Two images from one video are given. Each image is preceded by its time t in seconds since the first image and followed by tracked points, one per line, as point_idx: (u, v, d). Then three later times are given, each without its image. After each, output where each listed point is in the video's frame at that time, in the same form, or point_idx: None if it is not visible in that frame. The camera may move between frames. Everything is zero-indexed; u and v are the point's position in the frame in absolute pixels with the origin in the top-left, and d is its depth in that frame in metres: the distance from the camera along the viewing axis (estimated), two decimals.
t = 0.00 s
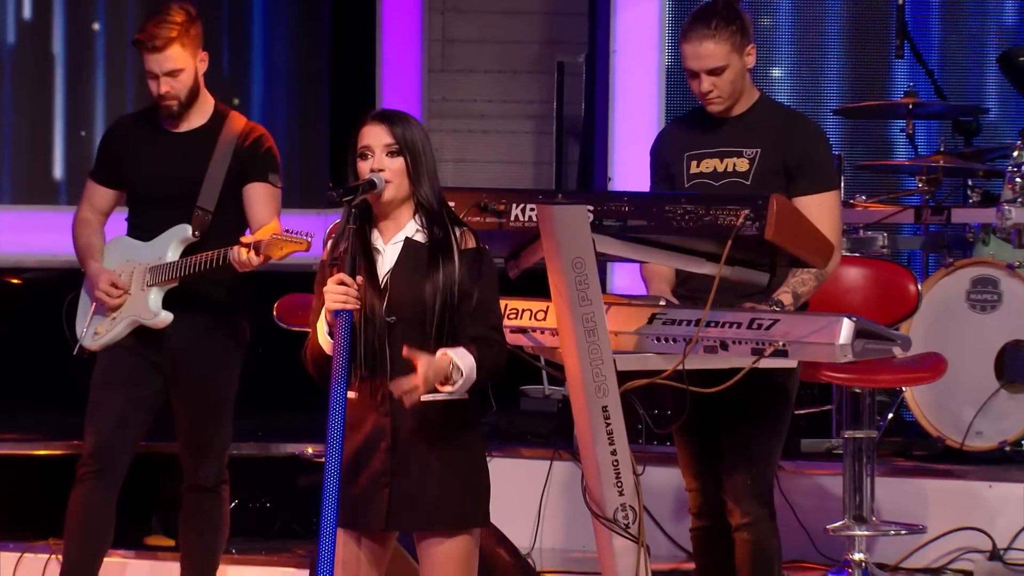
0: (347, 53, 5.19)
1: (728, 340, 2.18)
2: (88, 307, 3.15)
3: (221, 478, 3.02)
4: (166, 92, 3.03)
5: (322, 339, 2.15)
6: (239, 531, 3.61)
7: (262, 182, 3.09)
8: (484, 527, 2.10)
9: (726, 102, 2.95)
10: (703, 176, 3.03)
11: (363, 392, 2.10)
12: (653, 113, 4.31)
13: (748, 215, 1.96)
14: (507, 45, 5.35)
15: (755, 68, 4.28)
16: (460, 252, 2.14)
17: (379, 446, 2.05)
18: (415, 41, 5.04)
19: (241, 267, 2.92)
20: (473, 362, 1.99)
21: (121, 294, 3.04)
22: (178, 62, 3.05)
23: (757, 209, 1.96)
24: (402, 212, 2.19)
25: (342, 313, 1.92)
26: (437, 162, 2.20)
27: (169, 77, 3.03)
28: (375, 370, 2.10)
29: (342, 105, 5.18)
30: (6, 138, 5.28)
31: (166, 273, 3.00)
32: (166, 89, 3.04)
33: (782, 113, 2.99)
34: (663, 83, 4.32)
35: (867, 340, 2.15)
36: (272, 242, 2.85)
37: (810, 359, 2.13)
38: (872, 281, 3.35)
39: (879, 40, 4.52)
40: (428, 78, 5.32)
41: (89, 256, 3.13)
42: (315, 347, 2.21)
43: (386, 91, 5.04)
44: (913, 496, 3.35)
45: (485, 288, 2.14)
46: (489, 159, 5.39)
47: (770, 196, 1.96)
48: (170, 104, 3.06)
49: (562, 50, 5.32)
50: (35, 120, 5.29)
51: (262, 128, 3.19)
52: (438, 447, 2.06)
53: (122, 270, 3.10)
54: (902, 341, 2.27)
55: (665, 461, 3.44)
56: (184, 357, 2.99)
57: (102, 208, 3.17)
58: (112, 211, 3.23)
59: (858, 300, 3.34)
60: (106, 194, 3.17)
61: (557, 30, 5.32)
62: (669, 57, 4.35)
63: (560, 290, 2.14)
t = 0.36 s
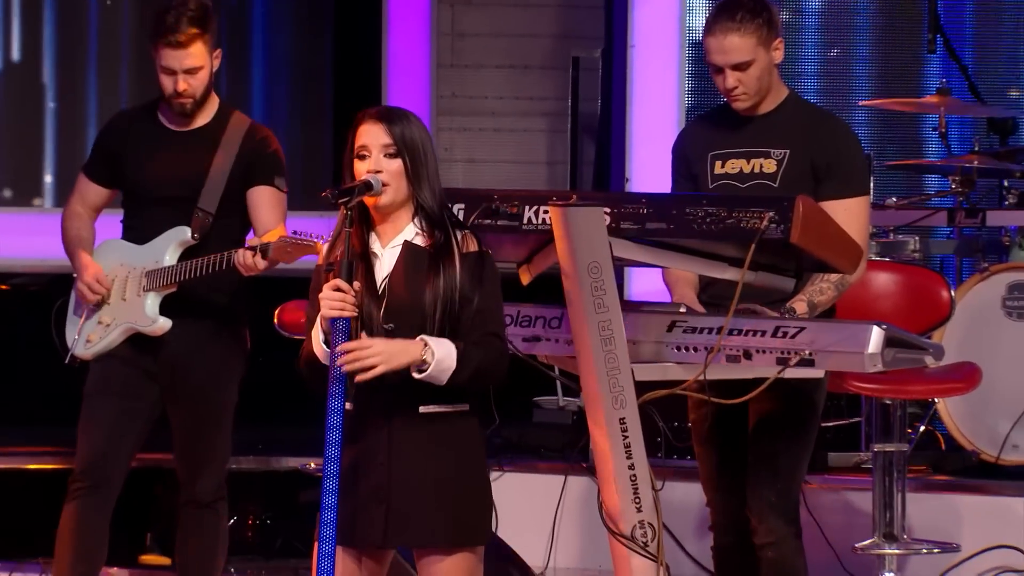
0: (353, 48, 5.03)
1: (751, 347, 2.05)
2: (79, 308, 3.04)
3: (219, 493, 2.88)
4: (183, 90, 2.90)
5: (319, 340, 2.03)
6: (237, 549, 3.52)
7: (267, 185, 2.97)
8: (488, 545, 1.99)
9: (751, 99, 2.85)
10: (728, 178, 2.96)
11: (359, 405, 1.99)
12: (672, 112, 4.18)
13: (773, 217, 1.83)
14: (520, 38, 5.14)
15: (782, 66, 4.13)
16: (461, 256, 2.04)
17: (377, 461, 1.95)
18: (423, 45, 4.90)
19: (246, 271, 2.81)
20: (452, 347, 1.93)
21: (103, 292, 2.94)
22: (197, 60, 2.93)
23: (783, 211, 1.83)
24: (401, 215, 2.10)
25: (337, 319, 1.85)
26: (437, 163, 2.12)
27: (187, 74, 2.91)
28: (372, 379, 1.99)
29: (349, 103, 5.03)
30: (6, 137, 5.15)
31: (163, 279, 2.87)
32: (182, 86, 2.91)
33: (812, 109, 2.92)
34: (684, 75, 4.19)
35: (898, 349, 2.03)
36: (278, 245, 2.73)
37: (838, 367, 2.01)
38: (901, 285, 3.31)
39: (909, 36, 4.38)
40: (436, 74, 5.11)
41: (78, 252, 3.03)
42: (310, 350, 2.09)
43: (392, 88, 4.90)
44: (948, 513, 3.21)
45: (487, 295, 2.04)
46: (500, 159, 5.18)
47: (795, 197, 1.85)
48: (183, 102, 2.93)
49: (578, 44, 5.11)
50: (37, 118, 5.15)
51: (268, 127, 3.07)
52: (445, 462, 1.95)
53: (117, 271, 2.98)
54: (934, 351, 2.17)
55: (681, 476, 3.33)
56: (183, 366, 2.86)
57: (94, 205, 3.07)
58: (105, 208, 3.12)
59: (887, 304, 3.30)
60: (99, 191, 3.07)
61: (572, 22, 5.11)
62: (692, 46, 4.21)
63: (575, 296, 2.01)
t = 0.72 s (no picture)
0: (365, 44, 4.89)
1: (782, 354, 2.10)
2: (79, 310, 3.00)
3: (223, 507, 2.82)
4: (194, 81, 2.87)
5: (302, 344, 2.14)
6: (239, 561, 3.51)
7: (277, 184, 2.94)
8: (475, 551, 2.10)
9: (782, 92, 2.77)
10: (758, 174, 2.83)
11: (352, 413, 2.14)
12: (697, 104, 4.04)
13: (806, 217, 1.90)
14: (538, 29, 4.94)
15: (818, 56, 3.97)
16: (454, 259, 2.20)
17: (357, 472, 2.10)
18: (436, 53, 4.87)
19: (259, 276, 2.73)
20: (414, 376, 2.08)
21: (114, 300, 2.90)
22: (208, 50, 2.91)
23: (815, 210, 1.90)
24: (394, 214, 2.27)
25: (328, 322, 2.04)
26: (426, 161, 2.26)
27: (198, 65, 2.88)
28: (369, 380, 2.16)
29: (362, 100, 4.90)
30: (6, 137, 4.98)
31: (171, 283, 2.86)
32: (193, 77, 2.88)
33: (849, 104, 2.78)
34: (710, 65, 4.07)
35: (937, 356, 2.04)
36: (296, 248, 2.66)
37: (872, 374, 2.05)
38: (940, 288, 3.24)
39: (948, 24, 4.23)
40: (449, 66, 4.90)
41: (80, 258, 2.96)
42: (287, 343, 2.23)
43: (402, 84, 4.85)
44: (987, 526, 3.07)
45: (476, 301, 2.18)
46: (518, 155, 4.95)
47: (827, 194, 1.91)
48: (193, 94, 2.90)
49: (599, 35, 4.92)
50: (37, 117, 4.95)
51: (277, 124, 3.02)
52: (438, 473, 2.10)
53: (121, 275, 2.95)
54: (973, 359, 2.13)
55: (707, 488, 3.19)
56: (188, 375, 2.81)
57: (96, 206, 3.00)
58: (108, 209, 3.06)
59: (926, 308, 3.22)
60: (102, 194, 3.01)
61: (593, 13, 4.93)
62: (717, 34, 4.08)
63: (597, 298, 2.06)
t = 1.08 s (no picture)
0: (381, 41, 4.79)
1: (817, 361, 2.09)
2: (76, 313, 2.91)
3: (228, 522, 2.77)
4: (207, 69, 2.84)
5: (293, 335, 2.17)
6: None
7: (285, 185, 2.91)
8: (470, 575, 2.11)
9: (817, 85, 2.63)
10: (793, 171, 2.69)
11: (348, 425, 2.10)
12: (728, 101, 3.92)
13: (842, 217, 1.89)
14: (562, 19, 4.73)
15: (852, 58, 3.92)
16: (459, 264, 2.22)
17: (352, 483, 2.10)
18: (453, 42, 4.70)
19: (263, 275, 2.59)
20: (410, 391, 2.08)
21: (121, 277, 2.80)
22: (223, 36, 2.87)
23: (852, 210, 1.89)
24: (396, 214, 2.28)
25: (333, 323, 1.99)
26: (428, 158, 2.28)
27: (212, 52, 2.85)
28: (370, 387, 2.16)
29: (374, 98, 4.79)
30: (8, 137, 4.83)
31: (173, 284, 2.75)
32: (206, 65, 2.84)
33: (887, 97, 2.64)
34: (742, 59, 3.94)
35: (979, 363, 2.02)
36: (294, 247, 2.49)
37: (910, 381, 2.04)
38: (983, 292, 3.21)
39: (992, 13, 4.11)
40: (467, 58, 4.68)
41: (82, 251, 2.88)
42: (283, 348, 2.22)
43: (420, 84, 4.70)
44: None
45: (481, 307, 2.20)
46: (536, 152, 4.73)
47: (864, 194, 1.89)
48: (205, 83, 2.85)
49: (624, 26, 4.71)
50: (38, 116, 4.83)
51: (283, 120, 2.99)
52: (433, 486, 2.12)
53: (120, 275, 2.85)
54: (1018, 363, 2.10)
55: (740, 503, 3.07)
56: (193, 384, 2.74)
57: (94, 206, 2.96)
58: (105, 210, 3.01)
59: (968, 313, 3.20)
60: (99, 192, 2.96)
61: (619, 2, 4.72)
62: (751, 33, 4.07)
63: (623, 302, 2.06)
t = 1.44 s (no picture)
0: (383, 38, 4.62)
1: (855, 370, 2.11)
2: (69, 316, 2.81)
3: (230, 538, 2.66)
4: (216, 62, 2.76)
5: (285, 258, 2.11)
6: None
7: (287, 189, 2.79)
8: None
9: (851, 80, 2.49)
10: (826, 171, 2.56)
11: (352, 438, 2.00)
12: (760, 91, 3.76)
13: (880, 217, 1.84)
14: (587, 10, 4.61)
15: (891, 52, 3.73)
16: (478, 269, 2.15)
17: (365, 496, 2.05)
18: (471, 35, 4.53)
19: (240, 288, 2.40)
20: (419, 403, 2.00)
21: (120, 297, 2.69)
22: (232, 28, 2.80)
23: (890, 211, 1.84)
24: (410, 216, 2.21)
25: (340, 327, 1.93)
26: (439, 158, 2.19)
27: (221, 44, 2.78)
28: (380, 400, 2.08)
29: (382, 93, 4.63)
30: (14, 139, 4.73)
31: (169, 287, 2.65)
32: (215, 58, 2.76)
33: (924, 93, 2.50)
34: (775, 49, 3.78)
35: None
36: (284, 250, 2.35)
37: (950, 390, 2.03)
38: None
39: None
40: (485, 51, 4.56)
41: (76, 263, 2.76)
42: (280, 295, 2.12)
43: (435, 81, 4.51)
44: None
45: (498, 315, 2.10)
46: (558, 150, 4.62)
47: (903, 194, 1.85)
48: (211, 77, 2.77)
49: (649, 18, 4.61)
50: (40, 115, 4.73)
51: (291, 119, 2.90)
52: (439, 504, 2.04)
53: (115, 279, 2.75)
54: None
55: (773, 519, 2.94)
56: (195, 393, 2.63)
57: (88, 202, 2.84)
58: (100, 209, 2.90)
59: (1011, 319, 3.08)
60: (93, 190, 2.84)
61: None
62: (783, 23, 3.81)
63: (649, 310, 1.98)
